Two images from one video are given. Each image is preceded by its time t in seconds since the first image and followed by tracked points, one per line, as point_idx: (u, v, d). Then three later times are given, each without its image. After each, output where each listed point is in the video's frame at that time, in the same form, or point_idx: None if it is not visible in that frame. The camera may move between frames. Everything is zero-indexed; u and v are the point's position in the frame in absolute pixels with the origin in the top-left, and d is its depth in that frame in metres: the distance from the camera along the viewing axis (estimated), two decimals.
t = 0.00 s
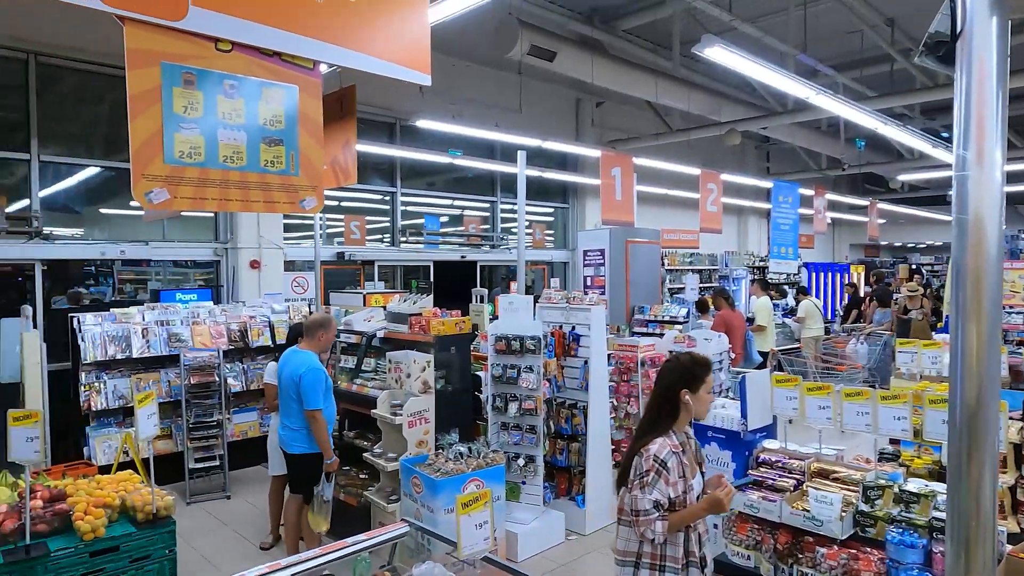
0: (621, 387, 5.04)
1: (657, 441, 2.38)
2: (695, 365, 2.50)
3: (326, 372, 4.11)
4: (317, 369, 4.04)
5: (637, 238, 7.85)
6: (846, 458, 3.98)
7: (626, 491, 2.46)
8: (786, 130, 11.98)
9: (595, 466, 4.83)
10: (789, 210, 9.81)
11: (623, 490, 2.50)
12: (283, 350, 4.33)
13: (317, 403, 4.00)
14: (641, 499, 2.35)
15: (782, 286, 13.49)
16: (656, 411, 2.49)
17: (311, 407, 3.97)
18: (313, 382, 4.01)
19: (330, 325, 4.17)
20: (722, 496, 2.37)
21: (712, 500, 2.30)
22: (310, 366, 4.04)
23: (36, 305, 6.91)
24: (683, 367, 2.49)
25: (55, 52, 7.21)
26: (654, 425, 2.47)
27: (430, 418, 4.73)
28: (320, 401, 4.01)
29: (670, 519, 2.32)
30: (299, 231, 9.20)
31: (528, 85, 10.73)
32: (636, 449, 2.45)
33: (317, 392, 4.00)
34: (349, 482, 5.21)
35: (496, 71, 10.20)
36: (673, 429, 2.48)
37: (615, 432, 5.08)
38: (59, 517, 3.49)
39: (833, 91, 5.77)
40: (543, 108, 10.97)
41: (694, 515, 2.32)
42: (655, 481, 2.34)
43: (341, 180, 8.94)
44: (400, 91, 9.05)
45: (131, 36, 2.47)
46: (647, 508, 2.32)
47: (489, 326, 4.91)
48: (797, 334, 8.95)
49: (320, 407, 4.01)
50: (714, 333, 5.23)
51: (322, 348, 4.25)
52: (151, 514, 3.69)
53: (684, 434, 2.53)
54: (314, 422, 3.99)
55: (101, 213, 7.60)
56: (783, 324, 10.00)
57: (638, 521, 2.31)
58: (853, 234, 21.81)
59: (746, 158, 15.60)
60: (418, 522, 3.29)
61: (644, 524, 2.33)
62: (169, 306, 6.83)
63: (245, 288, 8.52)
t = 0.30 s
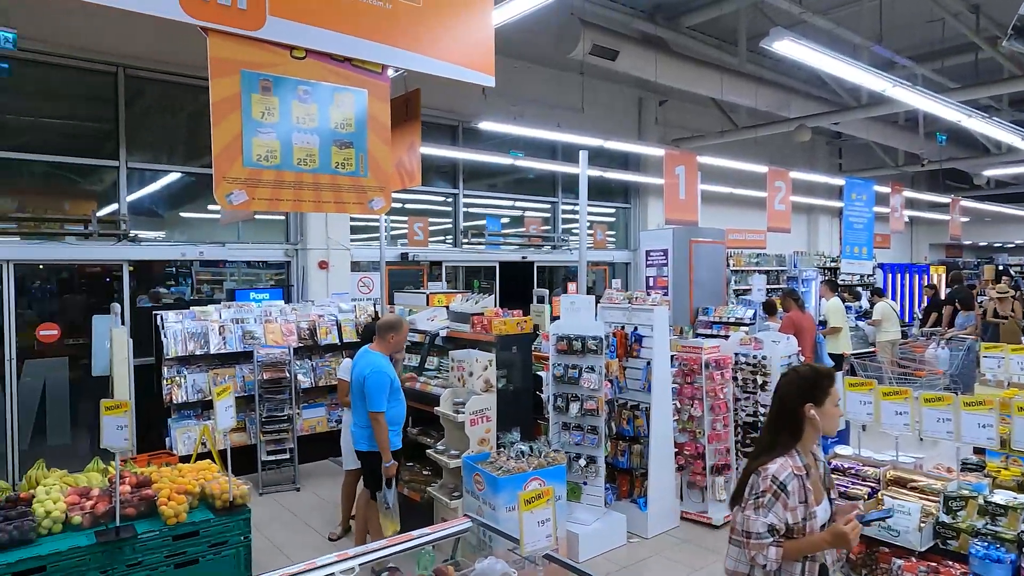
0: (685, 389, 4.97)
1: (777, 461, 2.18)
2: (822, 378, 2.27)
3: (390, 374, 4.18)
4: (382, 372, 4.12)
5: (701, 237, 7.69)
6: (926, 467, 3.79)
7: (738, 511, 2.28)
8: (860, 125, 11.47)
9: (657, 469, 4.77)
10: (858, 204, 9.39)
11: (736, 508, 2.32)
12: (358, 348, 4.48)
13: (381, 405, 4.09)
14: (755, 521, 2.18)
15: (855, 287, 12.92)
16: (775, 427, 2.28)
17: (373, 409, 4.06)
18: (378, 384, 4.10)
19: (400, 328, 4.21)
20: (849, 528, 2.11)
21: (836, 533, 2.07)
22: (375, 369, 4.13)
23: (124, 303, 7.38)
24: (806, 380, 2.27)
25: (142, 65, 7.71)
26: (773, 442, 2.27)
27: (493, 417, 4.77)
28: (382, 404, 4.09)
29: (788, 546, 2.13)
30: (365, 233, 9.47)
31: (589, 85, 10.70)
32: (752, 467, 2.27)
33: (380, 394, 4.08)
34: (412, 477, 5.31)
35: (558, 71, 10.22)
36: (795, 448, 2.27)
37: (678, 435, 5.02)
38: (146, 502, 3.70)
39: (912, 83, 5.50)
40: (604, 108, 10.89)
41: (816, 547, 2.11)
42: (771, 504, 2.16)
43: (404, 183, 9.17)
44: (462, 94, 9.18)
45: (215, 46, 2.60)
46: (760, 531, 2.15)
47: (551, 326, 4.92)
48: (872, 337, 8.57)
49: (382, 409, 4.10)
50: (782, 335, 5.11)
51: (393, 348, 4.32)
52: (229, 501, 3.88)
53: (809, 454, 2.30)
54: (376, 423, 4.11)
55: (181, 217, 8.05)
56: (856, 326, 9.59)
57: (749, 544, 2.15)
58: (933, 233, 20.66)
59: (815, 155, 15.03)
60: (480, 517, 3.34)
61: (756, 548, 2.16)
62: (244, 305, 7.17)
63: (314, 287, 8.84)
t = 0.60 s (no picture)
0: (742, 394, 4.87)
1: (916, 477, 2.14)
2: (968, 390, 2.19)
3: (440, 376, 4.24)
4: (430, 374, 4.19)
5: (758, 239, 7.50)
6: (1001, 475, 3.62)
7: (874, 528, 2.25)
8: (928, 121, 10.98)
9: (713, 474, 4.69)
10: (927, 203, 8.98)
11: (871, 526, 2.30)
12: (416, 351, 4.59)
13: (431, 407, 4.16)
14: (890, 540, 2.15)
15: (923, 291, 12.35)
16: (915, 442, 2.24)
17: (420, 411, 4.14)
18: (427, 385, 4.17)
19: (452, 331, 4.25)
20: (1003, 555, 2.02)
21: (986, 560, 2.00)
22: (424, 371, 4.21)
23: (192, 303, 7.74)
24: (952, 387, 2.19)
25: (210, 76, 8.09)
26: (912, 457, 2.22)
27: (546, 417, 4.79)
28: (431, 405, 4.15)
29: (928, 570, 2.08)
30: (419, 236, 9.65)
31: (643, 85, 10.60)
32: (888, 483, 2.24)
33: (429, 396, 4.14)
34: (466, 477, 5.37)
35: (612, 73, 10.18)
36: (939, 464, 2.20)
37: (735, 440, 4.92)
38: (214, 493, 3.86)
39: (986, 77, 5.26)
40: (658, 108, 10.77)
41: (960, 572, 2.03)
42: (909, 522, 2.12)
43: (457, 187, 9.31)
44: (515, 97, 9.25)
45: (282, 55, 2.71)
46: (895, 552, 2.12)
47: (605, 328, 4.92)
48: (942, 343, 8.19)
49: (432, 411, 4.17)
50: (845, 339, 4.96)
51: (447, 350, 4.38)
52: (290, 494, 3.98)
53: (955, 469, 2.23)
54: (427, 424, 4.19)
55: (244, 221, 8.38)
56: (925, 331, 9.17)
57: (883, 564, 2.13)
58: (1009, 235, 19.56)
59: (880, 153, 14.45)
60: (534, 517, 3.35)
61: (891, 569, 2.13)
62: (304, 306, 7.41)
63: (370, 289, 9.06)
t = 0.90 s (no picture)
0: (786, 400, 4.77)
1: None
2: None
3: (475, 378, 4.26)
4: (464, 375, 4.23)
5: (803, 242, 7.34)
6: None
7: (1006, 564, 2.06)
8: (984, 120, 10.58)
9: (756, 481, 4.62)
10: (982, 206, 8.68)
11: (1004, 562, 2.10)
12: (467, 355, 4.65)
13: (464, 408, 4.21)
14: None
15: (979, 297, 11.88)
16: None
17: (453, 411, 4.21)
18: (461, 387, 4.23)
19: (488, 333, 4.24)
20: None
21: None
22: (460, 372, 4.27)
23: (240, 306, 7.99)
24: None
25: (258, 85, 8.36)
26: None
27: (585, 421, 4.78)
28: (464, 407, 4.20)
29: None
30: (459, 241, 9.76)
31: (684, 88, 10.51)
32: None
33: (462, 397, 4.20)
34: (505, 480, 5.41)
35: (652, 76, 10.14)
36: None
37: (779, 448, 4.82)
38: (261, 489, 3.94)
39: None
40: (698, 111, 10.65)
41: None
42: None
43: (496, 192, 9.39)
44: (554, 101, 9.28)
45: (329, 61, 2.79)
46: None
47: (645, 332, 4.89)
48: (1000, 351, 7.88)
49: (464, 412, 4.21)
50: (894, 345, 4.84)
51: (490, 353, 4.37)
52: (334, 492, 4.00)
53: None
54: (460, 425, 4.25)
55: (289, 227, 8.60)
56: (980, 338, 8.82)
57: None
58: None
59: (931, 154, 13.98)
60: (573, 520, 3.33)
61: None
62: (346, 309, 7.57)
63: (410, 293, 9.20)
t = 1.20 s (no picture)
0: (809, 406, 4.73)
1: None
2: None
3: (502, 382, 4.13)
4: (492, 378, 4.12)
5: (827, 247, 7.25)
6: None
7: None
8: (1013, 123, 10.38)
9: (778, 488, 4.56)
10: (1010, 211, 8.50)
11: None
12: (500, 357, 4.54)
13: (489, 411, 4.10)
14: None
15: (1009, 304, 11.63)
16: None
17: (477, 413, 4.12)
18: (488, 389, 4.12)
19: (520, 338, 4.11)
20: None
21: None
22: (489, 374, 4.16)
23: (263, 310, 8.12)
24: None
25: (283, 93, 8.52)
26: None
27: (605, 425, 4.77)
28: (488, 410, 4.09)
29: None
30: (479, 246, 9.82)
31: (705, 92, 10.48)
32: None
33: (487, 400, 4.09)
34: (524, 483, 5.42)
35: (673, 81, 10.13)
36: None
37: (802, 453, 4.76)
38: (284, 488, 3.98)
39: None
40: (719, 115, 10.61)
41: None
42: None
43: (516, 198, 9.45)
44: (574, 107, 9.31)
45: (353, 66, 2.85)
46: None
47: (665, 336, 4.87)
48: None
49: (490, 415, 4.10)
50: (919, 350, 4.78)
51: (521, 357, 4.24)
52: (355, 493, 4.02)
53: None
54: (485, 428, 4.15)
55: (312, 233, 8.72)
56: (1011, 346, 8.64)
57: None
58: None
59: (959, 158, 13.75)
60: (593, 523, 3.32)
61: None
62: (368, 314, 7.65)
63: (431, 297, 9.26)
